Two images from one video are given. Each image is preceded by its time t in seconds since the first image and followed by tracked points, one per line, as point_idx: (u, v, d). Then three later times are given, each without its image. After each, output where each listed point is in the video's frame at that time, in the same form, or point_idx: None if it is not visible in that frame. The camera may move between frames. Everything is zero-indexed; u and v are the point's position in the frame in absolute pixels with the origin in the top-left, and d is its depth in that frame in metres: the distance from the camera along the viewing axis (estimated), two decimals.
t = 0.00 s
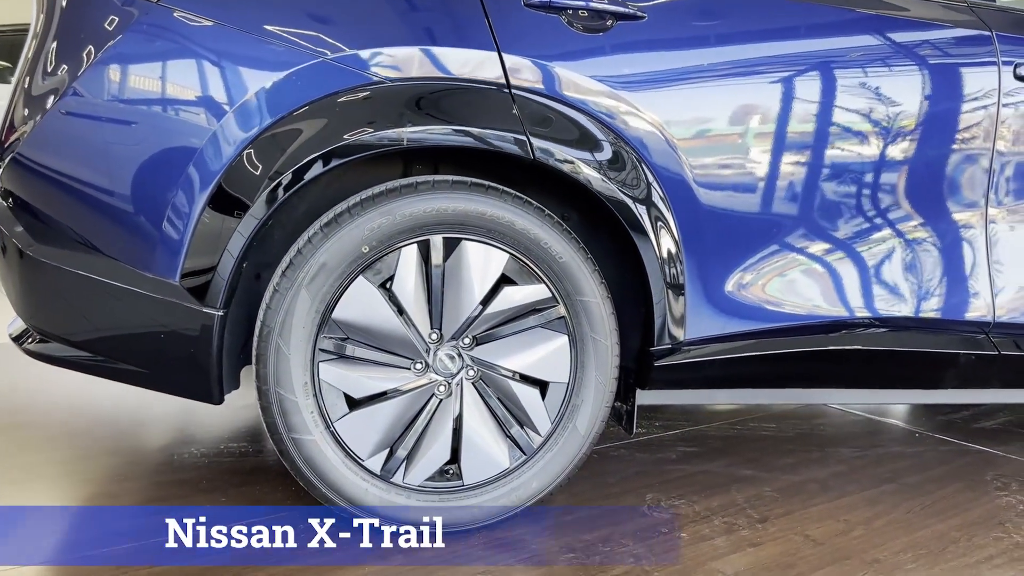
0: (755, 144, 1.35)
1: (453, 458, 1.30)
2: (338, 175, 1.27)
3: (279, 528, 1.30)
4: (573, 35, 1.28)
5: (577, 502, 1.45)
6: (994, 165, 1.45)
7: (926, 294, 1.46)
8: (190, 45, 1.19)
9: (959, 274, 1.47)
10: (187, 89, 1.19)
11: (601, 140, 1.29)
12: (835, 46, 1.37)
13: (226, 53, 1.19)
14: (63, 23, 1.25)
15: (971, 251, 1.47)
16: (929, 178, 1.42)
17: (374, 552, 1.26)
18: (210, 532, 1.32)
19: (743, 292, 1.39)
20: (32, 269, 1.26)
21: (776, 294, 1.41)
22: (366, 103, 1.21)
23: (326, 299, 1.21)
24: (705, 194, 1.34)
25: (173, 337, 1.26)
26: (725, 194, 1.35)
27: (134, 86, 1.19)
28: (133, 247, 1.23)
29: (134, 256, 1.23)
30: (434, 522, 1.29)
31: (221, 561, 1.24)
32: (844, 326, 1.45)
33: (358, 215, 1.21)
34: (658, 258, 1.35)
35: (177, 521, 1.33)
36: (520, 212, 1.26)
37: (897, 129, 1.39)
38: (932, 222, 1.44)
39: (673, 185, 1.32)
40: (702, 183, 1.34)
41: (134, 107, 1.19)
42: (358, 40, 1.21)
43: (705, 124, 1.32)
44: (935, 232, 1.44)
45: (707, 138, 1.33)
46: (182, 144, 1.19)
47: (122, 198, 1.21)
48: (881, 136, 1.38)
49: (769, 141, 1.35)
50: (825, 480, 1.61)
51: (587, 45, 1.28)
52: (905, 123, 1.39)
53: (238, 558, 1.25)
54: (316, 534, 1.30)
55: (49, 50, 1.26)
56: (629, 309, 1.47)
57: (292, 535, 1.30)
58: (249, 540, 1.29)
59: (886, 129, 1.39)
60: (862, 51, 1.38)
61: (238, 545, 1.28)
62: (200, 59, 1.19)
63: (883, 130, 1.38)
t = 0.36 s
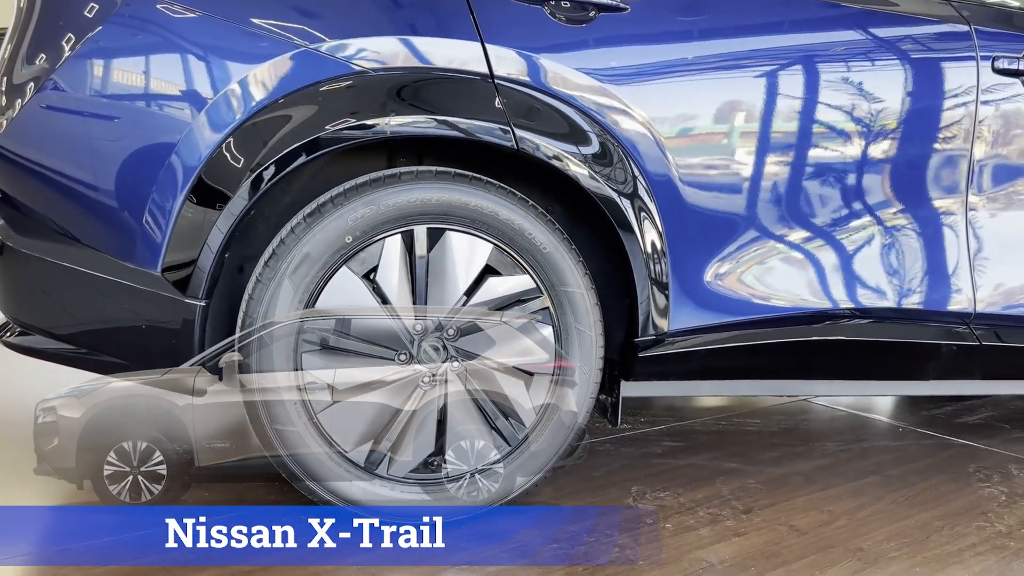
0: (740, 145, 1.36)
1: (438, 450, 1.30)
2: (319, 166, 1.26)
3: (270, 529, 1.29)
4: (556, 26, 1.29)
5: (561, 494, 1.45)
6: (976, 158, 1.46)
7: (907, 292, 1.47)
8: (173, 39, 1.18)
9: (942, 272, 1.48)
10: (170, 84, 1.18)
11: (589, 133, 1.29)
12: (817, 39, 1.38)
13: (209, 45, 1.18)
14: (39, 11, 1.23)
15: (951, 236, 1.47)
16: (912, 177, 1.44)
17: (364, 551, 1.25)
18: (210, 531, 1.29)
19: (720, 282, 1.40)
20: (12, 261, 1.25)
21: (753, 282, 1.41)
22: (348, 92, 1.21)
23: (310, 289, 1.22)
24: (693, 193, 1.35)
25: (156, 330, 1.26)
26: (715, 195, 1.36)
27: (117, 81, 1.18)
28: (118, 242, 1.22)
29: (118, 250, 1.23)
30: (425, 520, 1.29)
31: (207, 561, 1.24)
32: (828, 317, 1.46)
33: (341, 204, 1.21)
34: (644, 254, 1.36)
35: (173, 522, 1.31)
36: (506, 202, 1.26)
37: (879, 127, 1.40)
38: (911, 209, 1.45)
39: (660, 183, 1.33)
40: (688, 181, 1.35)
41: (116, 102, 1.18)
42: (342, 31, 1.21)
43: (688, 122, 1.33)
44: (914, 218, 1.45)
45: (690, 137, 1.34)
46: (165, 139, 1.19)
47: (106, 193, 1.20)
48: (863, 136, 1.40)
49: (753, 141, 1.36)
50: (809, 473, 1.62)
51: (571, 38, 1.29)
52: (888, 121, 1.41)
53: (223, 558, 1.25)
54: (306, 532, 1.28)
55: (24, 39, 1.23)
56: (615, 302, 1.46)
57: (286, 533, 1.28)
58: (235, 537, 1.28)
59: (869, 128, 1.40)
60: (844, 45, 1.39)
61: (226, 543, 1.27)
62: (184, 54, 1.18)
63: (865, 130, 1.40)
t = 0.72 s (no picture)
0: (727, 147, 1.37)
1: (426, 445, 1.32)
2: (305, 163, 1.26)
3: (269, 527, 1.21)
4: (543, 24, 1.29)
5: (550, 491, 1.45)
6: (960, 157, 1.48)
7: (890, 291, 1.48)
8: (161, 38, 1.19)
9: (926, 271, 1.50)
10: (157, 83, 1.18)
11: (578, 130, 1.30)
12: (802, 38, 1.40)
13: (196, 43, 1.19)
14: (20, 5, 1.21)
15: (934, 230, 1.48)
16: (896, 178, 1.45)
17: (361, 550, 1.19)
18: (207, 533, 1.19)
19: (703, 278, 1.41)
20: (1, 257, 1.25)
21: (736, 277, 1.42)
22: (334, 88, 1.21)
23: (298, 284, 1.28)
24: (682, 195, 1.37)
25: (144, 327, 1.26)
26: (705, 199, 1.38)
27: (104, 81, 1.19)
28: (105, 240, 1.22)
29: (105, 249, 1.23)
30: (425, 520, 1.23)
31: (197, 561, 1.16)
32: (815, 314, 1.47)
33: (329, 200, 1.27)
34: (633, 252, 1.37)
35: (172, 522, 1.19)
36: (489, 199, 1.32)
37: (863, 129, 1.42)
38: (894, 203, 1.46)
39: (648, 182, 1.35)
40: (677, 184, 1.36)
41: (104, 101, 1.19)
42: (329, 27, 1.21)
43: (675, 123, 1.34)
44: (897, 212, 1.46)
45: (677, 138, 1.35)
46: (153, 138, 1.19)
47: (93, 191, 1.20)
48: (847, 139, 1.41)
49: (740, 143, 1.37)
50: (795, 469, 1.63)
51: (558, 35, 1.30)
52: (874, 122, 1.42)
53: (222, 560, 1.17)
54: (305, 531, 1.22)
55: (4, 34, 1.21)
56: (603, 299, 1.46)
57: (287, 532, 1.21)
58: (232, 537, 1.20)
59: (853, 130, 1.41)
60: (829, 44, 1.41)
61: (222, 543, 1.19)
62: (172, 53, 1.19)
63: (851, 131, 1.41)
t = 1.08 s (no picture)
0: (712, 152, 1.38)
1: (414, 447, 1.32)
2: (293, 162, 1.26)
3: (269, 527, 1.20)
4: (532, 24, 1.29)
5: (539, 492, 1.45)
6: (944, 159, 1.49)
7: (876, 293, 1.49)
8: (147, 38, 1.18)
9: (912, 273, 1.50)
10: (144, 84, 1.18)
11: (567, 132, 1.30)
12: (789, 41, 1.41)
13: (184, 43, 1.18)
14: None
15: (920, 230, 1.49)
16: (880, 180, 1.46)
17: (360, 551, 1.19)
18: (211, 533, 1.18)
19: (689, 279, 1.41)
20: None
21: (722, 277, 1.42)
22: (321, 87, 1.21)
23: (286, 285, 1.28)
24: (672, 198, 1.37)
25: (130, 328, 1.25)
26: (693, 202, 1.38)
27: (90, 81, 1.18)
28: (91, 241, 1.21)
29: (92, 250, 1.22)
30: (425, 520, 1.21)
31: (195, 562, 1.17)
32: (802, 314, 1.47)
33: (318, 200, 1.26)
34: (623, 253, 1.37)
35: (172, 522, 1.18)
36: (480, 199, 1.32)
37: (848, 134, 1.43)
38: (880, 203, 1.46)
39: (634, 183, 1.35)
40: (664, 188, 1.37)
41: (90, 101, 1.18)
42: (317, 28, 1.21)
43: (661, 127, 1.35)
44: (882, 212, 1.47)
45: (662, 142, 1.35)
46: (140, 139, 1.18)
47: (79, 192, 1.19)
48: (832, 142, 1.42)
49: (724, 148, 1.38)
50: (784, 470, 1.63)
51: (546, 36, 1.29)
52: (857, 124, 1.43)
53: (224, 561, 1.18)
54: (306, 531, 1.22)
55: None
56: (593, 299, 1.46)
57: (287, 532, 1.20)
58: (232, 537, 1.19)
59: (839, 134, 1.42)
60: (816, 46, 1.42)
61: (222, 544, 1.19)
62: (159, 53, 1.18)
63: (836, 135, 1.42)
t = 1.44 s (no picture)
0: (700, 155, 1.38)
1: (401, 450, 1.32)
2: (279, 164, 1.25)
3: (269, 527, 1.20)
4: (518, 27, 1.30)
5: (526, 495, 1.45)
6: (929, 162, 1.50)
7: (861, 295, 1.50)
8: (132, 41, 1.18)
9: (897, 275, 1.51)
10: (129, 86, 1.17)
11: (553, 136, 1.31)
12: (775, 44, 1.41)
13: (170, 46, 1.18)
14: None
15: (904, 232, 1.50)
16: (866, 183, 1.47)
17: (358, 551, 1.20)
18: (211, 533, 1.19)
19: (676, 281, 1.41)
20: None
21: (708, 278, 1.43)
22: (307, 90, 1.21)
23: (272, 288, 1.27)
24: (659, 201, 1.38)
25: (114, 332, 1.24)
26: (680, 205, 1.39)
27: (74, 83, 1.17)
28: (75, 244, 1.20)
29: (75, 253, 1.21)
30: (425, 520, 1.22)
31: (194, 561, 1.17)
32: (788, 316, 1.48)
33: (304, 202, 1.26)
34: (609, 256, 1.37)
35: (172, 522, 1.18)
36: (467, 202, 1.32)
37: (834, 137, 1.44)
38: (865, 205, 1.47)
39: (621, 187, 1.35)
40: (651, 192, 1.37)
41: (74, 104, 1.17)
42: (304, 30, 1.21)
43: (648, 130, 1.35)
44: (867, 213, 1.48)
45: (649, 146, 1.36)
46: (124, 142, 1.18)
47: (63, 195, 1.18)
48: (818, 145, 1.43)
49: (712, 151, 1.38)
50: (770, 471, 1.64)
51: (533, 39, 1.30)
52: (844, 128, 1.44)
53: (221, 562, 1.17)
54: (305, 531, 1.23)
55: None
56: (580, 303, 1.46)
57: (287, 532, 1.21)
58: (232, 537, 1.19)
59: (825, 137, 1.43)
60: (802, 50, 1.43)
61: (222, 543, 1.19)
62: (144, 55, 1.17)
63: (822, 139, 1.43)
